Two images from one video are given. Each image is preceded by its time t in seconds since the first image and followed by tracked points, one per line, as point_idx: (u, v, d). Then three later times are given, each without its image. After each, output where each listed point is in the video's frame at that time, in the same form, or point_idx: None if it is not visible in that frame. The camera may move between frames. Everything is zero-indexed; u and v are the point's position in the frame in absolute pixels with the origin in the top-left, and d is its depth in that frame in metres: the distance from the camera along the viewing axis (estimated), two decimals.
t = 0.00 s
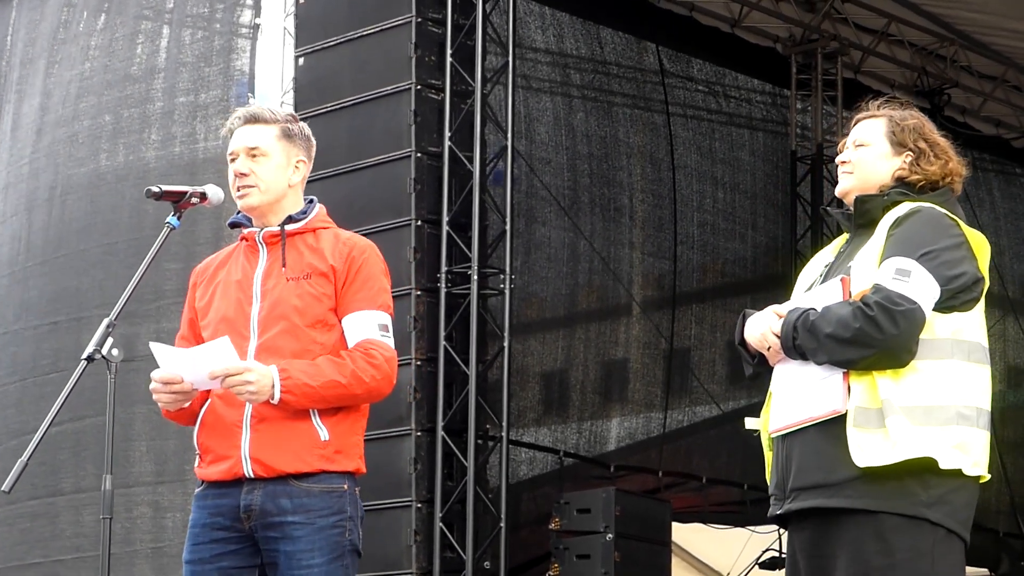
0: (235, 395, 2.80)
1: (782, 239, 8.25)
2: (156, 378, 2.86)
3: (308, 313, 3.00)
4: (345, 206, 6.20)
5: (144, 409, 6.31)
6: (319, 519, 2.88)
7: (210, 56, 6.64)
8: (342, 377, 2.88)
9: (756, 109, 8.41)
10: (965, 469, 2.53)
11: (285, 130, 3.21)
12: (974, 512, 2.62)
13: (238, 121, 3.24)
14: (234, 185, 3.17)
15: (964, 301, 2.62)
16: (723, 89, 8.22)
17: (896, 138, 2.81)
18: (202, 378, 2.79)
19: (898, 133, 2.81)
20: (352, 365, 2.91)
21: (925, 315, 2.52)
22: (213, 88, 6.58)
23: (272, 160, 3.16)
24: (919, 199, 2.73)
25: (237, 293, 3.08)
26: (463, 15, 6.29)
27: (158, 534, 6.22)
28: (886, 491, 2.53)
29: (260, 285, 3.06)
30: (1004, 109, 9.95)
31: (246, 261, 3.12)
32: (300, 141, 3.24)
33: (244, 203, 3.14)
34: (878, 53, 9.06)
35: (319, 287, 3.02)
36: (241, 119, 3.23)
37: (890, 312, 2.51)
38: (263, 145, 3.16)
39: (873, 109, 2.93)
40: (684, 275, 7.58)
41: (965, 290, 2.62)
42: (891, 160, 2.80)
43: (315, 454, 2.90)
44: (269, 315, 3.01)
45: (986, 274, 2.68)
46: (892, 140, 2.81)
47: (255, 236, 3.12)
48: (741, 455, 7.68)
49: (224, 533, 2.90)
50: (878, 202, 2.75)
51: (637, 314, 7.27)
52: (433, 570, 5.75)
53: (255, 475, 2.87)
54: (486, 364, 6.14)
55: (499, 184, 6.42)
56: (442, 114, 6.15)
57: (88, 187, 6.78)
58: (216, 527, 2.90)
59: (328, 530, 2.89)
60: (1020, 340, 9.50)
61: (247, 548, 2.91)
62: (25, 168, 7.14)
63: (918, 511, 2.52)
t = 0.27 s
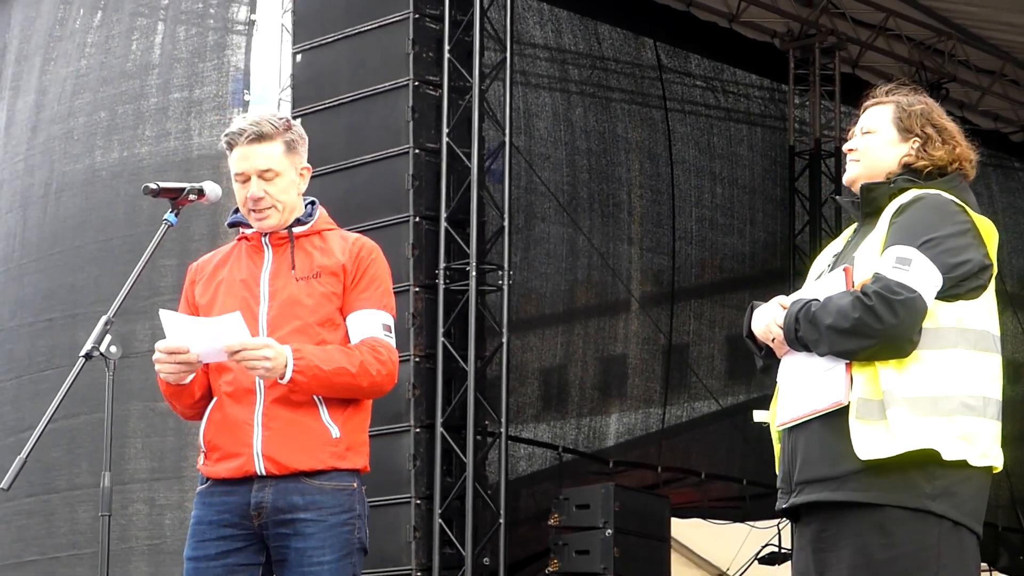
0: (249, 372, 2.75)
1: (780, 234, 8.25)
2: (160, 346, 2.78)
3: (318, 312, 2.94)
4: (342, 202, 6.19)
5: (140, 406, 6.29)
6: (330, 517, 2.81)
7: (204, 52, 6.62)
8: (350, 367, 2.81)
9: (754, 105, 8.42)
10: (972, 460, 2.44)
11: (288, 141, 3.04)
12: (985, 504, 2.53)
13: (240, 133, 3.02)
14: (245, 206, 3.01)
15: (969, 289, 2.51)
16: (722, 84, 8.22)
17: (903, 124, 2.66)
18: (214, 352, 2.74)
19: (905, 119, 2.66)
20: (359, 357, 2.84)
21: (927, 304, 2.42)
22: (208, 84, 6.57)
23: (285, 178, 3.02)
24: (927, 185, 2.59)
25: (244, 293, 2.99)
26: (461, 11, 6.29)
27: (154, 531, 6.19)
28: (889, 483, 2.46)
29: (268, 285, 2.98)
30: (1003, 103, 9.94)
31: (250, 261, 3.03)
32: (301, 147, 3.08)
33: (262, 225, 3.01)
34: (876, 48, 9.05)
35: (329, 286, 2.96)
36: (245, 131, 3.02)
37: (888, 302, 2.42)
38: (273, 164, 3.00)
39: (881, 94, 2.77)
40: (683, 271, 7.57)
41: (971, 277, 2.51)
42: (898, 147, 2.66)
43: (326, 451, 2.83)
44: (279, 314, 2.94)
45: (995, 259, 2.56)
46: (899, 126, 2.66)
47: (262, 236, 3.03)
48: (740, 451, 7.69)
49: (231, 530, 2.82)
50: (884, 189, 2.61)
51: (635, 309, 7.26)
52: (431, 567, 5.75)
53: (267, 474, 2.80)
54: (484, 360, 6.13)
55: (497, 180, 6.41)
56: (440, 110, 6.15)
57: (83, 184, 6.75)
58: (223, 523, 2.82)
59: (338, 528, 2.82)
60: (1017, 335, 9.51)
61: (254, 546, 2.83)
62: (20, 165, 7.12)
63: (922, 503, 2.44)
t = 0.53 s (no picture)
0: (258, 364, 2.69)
1: (778, 228, 8.26)
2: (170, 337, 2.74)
3: (329, 309, 2.87)
4: (340, 198, 6.19)
5: (135, 401, 6.24)
6: (344, 514, 2.75)
7: (199, 47, 6.59)
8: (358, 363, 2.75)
9: (752, 99, 8.42)
10: (972, 455, 2.42)
11: (298, 133, 2.96)
12: (988, 498, 2.50)
13: (248, 125, 2.95)
14: (255, 198, 2.93)
15: (970, 282, 2.47)
16: (719, 79, 8.21)
17: (907, 115, 2.63)
18: (224, 343, 2.68)
19: (909, 109, 2.63)
20: (367, 351, 2.78)
21: (923, 298, 2.39)
22: (204, 79, 6.55)
23: (296, 169, 2.93)
24: (931, 177, 2.56)
25: (254, 288, 2.92)
26: (458, 6, 6.28)
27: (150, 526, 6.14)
28: (889, 478, 2.42)
29: (279, 280, 2.91)
30: (1001, 97, 9.95)
31: (259, 255, 2.96)
32: (310, 139, 3.00)
33: (273, 217, 2.93)
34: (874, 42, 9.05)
35: (339, 282, 2.89)
36: (253, 123, 2.94)
37: (885, 296, 2.39)
38: (283, 155, 2.91)
39: (888, 84, 2.75)
40: (681, 265, 7.59)
41: (971, 269, 2.48)
42: (901, 137, 2.63)
43: (338, 449, 2.77)
44: (290, 310, 2.87)
45: (998, 251, 2.54)
46: (902, 117, 2.63)
47: (270, 231, 2.96)
48: (739, 445, 7.70)
49: (245, 526, 2.76)
50: (887, 181, 2.59)
51: (634, 304, 7.26)
52: (429, 562, 5.76)
53: (282, 471, 2.74)
54: (482, 355, 6.12)
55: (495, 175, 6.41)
56: (437, 105, 6.13)
57: (78, 179, 6.71)
58: (236, 519, 2.76)
59: (351, 525, 2.76)
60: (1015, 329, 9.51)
61: (268, 542, 2.77)
62: (16, 161, 7.08)
63: (922, 498, 2.41)
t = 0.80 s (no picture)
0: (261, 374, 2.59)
1: (775, 225, 8.27)
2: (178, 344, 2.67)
3: (339, 308, 2.78)
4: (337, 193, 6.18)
5: (129, 394, 6.12)
6: (349, 510, 2.67)
7: (196, 41, 6.48)
8: (364, 367, 2.66)
9: (750, 96, 8.43)
10: (963, 455, 2.41)
11: (301, 115, 2.89)
12: (978, 499, 2.49)
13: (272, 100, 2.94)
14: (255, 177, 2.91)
15: (967, 281, 2.48)
16: (718, 75, 8.22)
17: (907, 111, 2.63)
18: (225, 353, 2.57)
19: (910, 106, 2.63)
20: (374, 355, 2.68)
21: (920, 296, 2.40)
22: (200, 73, 6.43)
23: (287, 150, 2.86)
24: (931, 174, 2.57)
25: (266, 283, 2.83)
26: (456, 1, 6.27)
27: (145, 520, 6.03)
28: (878, 475, 2.42)
29: (290, 276, 2.81)
30: (999, 95, 9.96)
31: (273, 250, 2.87)
32: (320, 125, 2.92)
33: (264, 196, 2.89)
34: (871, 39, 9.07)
35: (350, 281, 2.79)
36: (276, 99, 2.93)
37: (881, 293, 2.39)
38: (276, 134, 2.86)
39: (888, 80, 2.75)
40: (679, 261, 7.60)
41: (968, 269, 2.48)
42: (902, 134, 2.63)
43: (346, 449, 2.69)
44: (300, 307, 2.78)
45: (995, 251, 2.55)
46: (903, 113, 2.63)
47: (285, 225, 2.86)
48: (736, 441, 7.72)
49: (252, 520, 2.69)
50: (887, 177, 2.58)
51: (632, 300, 7.26)
52: (426, 557, 5.76)
53: (288, 469, 2.66)
54: (480, 350, 6.13)
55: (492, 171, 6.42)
56: (435, 100, 6.13)
57: (75, 173, 6.57)
58: (244, 513, 2.69)
59: (357, 521, 2.68)
60: (1011, 325, 9.53)
61: (275, 537, 2.70)
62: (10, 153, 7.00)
63: (910, 496, 2.41)
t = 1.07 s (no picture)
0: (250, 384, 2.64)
1: (773, 221, 8.27)
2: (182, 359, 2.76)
3: (335, 306, 2.78)
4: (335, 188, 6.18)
5: (127, 389, 6.11)
6: (343, 506, 2.69)
7: (194, 36, 6.49)
8: (356, 373, 2.67)
9: (748, 92, 8.43)
10: (951, 453, 2.41)
11: (298, 113, 2.91)
12: (967, 499, 2.49)
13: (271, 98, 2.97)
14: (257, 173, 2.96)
15: (960, 280, 2.48)
16: (717, 71, 8.21)
17: (904, 109, 2.63)
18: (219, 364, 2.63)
19: (907, 103, 2.63)
20: (369, 360, 2.69)
21: (912, 294, 2.39)
22: (199, 68, 6.45)
23: (283, 148, 2.89)
24: (927, 172, 2.56)
25: (269, 279, 2.86)
26: None
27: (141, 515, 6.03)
28: (867, 472, 2.42)
29: (290, 273, 2.83)
30: (997, 91, 9.97)
31: (280, 247, 2.90)
32: (317, 122, 2.92)
33: (263, 192, 2.93)
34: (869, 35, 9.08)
35: (346, 280, 2.79)
36: (273, 96, 2.96)
37: (873, 289, 2.39)
38: (272, 132, 2.89)
39: (887, 78, 2.75)
40: (677, 257, 7.60)
41: (962, 268, 2.49)
42: (898, 131, 2.63)
43: (340, 447, 2.71)
44: (296, 305, 2.79)
45: (988, 251, 2.55)
46: (900, 111, 2.64)
47: (291, 221, 2.90)
48: (733, 436, 7.72)
49: (252, 514, 2.73)
50: (884, 174, 2.58)
51: (630, 296, 7.26)
52: (423, 552, 5.75)
53: (283, 467, 2.70)
54: (477, 346, 6.12)
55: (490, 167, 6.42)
56: (433, 96, 6.13)
57: (74, 168, 6.54)
58: (244, 507, 2.73)
59: (352, 518, 2.69)
60: (1008, 322, 9.53)
61: (275, 531, 2.73)
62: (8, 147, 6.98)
63: (898, 494, 2.41)
